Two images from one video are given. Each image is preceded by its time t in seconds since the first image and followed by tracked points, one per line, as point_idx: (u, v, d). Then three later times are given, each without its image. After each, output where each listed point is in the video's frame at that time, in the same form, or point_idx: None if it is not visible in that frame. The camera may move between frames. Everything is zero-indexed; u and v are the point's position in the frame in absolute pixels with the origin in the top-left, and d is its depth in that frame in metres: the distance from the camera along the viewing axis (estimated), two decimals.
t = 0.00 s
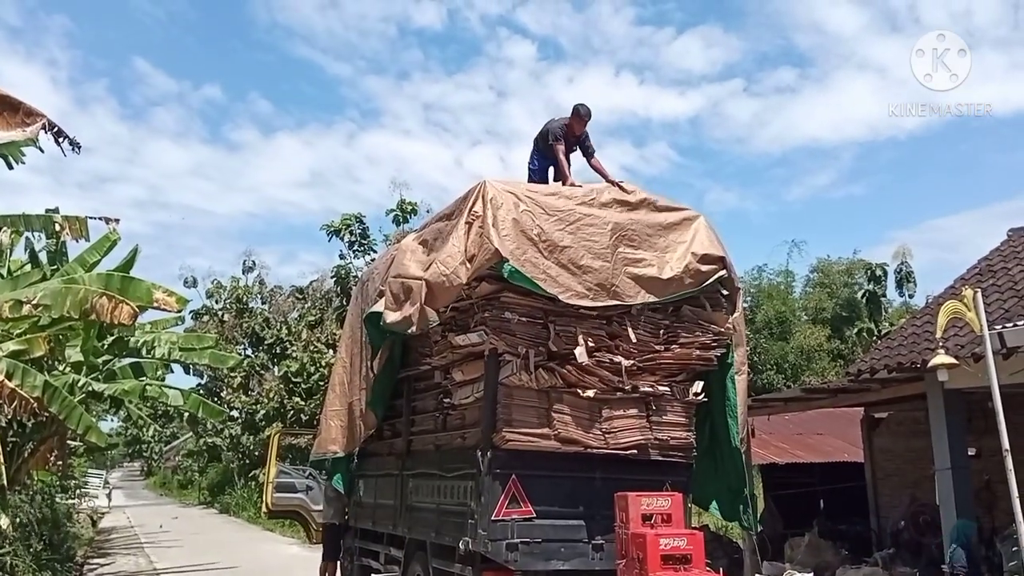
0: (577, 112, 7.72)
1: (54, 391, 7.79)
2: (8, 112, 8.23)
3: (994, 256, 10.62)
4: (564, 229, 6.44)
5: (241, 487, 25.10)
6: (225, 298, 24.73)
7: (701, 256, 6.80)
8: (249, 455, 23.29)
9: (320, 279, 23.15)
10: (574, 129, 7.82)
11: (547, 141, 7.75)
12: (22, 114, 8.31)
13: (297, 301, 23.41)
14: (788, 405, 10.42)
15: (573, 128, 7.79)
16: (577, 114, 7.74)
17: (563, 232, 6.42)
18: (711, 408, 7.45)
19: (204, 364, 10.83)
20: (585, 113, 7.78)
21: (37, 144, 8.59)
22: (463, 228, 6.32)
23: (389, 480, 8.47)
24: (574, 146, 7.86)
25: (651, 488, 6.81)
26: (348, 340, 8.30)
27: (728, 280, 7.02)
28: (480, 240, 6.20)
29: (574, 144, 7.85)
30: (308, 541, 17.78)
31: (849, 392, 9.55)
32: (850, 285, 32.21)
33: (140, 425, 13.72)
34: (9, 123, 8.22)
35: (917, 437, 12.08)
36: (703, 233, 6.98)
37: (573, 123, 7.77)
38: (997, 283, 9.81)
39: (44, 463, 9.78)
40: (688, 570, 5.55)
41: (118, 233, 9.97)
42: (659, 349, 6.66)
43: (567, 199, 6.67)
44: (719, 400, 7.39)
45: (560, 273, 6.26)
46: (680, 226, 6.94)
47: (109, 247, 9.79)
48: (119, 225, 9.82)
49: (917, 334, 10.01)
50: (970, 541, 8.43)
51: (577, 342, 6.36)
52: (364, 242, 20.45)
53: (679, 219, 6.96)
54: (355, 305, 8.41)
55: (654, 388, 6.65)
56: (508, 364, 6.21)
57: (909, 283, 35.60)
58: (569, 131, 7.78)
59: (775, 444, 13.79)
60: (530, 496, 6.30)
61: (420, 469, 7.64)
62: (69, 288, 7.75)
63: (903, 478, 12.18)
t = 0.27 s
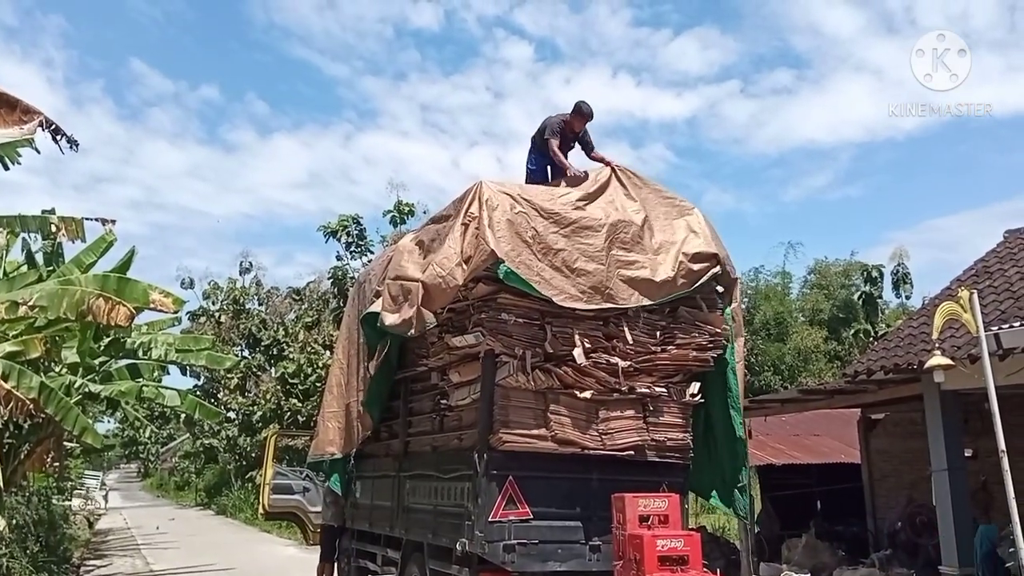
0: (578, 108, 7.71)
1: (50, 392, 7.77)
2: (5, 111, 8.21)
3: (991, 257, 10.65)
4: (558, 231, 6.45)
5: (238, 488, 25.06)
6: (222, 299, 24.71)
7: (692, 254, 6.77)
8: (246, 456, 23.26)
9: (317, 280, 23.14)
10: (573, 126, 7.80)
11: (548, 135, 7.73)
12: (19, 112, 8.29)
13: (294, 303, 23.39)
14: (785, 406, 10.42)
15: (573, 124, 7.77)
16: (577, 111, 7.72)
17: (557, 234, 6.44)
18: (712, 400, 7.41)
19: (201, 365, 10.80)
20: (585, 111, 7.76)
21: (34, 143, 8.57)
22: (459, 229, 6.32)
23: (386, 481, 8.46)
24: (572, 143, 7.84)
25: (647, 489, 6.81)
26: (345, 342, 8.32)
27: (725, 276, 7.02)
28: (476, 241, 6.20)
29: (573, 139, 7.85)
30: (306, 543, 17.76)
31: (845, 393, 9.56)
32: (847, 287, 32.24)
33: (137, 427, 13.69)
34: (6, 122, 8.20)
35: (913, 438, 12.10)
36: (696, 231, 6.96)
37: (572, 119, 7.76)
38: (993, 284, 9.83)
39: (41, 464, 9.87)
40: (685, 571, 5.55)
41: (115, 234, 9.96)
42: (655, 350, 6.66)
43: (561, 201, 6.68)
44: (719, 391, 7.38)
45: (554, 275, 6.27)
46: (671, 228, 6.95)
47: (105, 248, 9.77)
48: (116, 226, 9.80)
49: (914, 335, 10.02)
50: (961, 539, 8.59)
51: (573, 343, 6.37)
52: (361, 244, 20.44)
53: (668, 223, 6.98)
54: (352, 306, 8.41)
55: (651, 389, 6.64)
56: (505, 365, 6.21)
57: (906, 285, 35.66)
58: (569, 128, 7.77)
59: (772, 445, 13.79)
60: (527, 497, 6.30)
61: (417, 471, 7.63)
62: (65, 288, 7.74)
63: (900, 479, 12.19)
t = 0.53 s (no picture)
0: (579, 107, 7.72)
1: (49, 393, 7.77)
2: (3, 111, 8.20)
3: (989, 257, 10.66)
4: (556, 232, 6.45)
5: (237, 489, 25.04)
6: (221, 300, 24.69)
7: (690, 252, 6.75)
8: (245, 457, 23.24)
9: (316, 281, 23.15)
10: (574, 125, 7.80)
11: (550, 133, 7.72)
12: (17, 112, 8.28)
13: (293, 303, 23.39)
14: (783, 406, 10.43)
15: (574, 123, 7.77)
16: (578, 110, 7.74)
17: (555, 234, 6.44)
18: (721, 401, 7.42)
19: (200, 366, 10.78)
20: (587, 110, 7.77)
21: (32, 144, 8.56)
22: (459, 231, 6.32)
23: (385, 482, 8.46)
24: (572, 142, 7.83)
25: (646, 489, 6.81)
26: (343, 343, 8.32)
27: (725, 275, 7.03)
28: (475, 243, 6.19)
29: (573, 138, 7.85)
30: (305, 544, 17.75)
31: (844, 393, 9.56)
32: (846, 287, 32.26)
33: (135, 428, 13.68)
34: (4, 122, 8.19)
35: (912, 438, 12.11)
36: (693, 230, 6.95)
37: (574, 118, 7.77)
38: (992, 284, 9.84)
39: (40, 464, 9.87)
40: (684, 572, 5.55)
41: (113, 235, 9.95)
42: (654, 350, 6.67)
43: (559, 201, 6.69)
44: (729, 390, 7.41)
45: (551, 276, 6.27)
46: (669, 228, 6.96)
47: (104, 248, 9.77)
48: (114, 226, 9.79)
49: (912, 335, 10.04)
50: (960, 540, 8.56)
51: (572, 343, 6.37)
52: (360, 244, 20.44)
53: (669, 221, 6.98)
54: (350, 307, 8.41)
55: (650, 390, 6.64)
56: (504, 366, 6.22)
57: (904, 285, 35.69)
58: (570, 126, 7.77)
59: (771, 445, 13.80)
60: (526, 498, 6.30)
61: (416, 471, 7.63)
62: (64, 289, 7.74)
63: (899, 479, 12.20)
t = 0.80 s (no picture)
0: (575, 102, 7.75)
1: (47, 394, 7.76)
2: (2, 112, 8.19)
3: (987, 259, 10.67)
4: (558, 228, 6.46)
5: (235, 490, 25.01)
6: (219, 300, 24.68)
7: (682, 244, 6.77)
8: (243, 458, 23.22)
9: (314, 282, 23.16)
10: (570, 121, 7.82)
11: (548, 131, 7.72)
12: (16, 114, 8.27)
13: (291, 304, 23.38)
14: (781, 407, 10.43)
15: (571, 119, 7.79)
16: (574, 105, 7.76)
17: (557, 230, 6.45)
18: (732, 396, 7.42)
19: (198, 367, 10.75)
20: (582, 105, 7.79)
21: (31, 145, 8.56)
22: (460, 234, 6.31)
23: (383, 483, 8.45)
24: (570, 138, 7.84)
25: (644, 490, 6.80)
26: (341, 343, 8.28)
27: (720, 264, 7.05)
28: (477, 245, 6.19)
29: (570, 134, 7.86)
30: (302, 545, 17.72)
31: (842, 394, 9.57)
32: (844, 289, 32.27)
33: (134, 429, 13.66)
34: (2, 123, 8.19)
35: (910, 439, 12.11)
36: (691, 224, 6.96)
37: (570, 114, 7.79)
38: (990, 286, 9.86)
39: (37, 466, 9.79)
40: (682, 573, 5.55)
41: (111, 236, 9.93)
42: (653, 352, 6.66)
43: (559, 200, 6.72)
44: (739, 385, 7.43)
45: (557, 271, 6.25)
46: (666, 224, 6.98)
47: (102, 249, 9.75)
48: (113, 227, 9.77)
49: (911, 336, 10.05)
50: (959, 542, 8.55)
51: (571, 344, 6.36)
52: (358, 245, 20.43)
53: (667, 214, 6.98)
54: (349, 307, 8.40)
55: (648, 391, 6.64)
56: (503, 367, 6.21)
57: (902, 287, 35.72)
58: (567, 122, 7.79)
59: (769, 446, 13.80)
60: (524, 499, 6.30)
61: (414, 472, 7.62)
62: (62, 290, 7.73)
63: (897, 480, 12.20)
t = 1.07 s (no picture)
0: (581, 105, 7.73)
1: (47, 397, 7.76)
2: (2, 116, 8.20)
3: (987, 262, 10.67)
4: (555, 231, 6.47)
5: (235, 493, 25.01)
6: (219, 303, 24.69)
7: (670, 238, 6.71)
8: (243, 461, 23.21)
9: (315, 285, 23.16)
10: (576, 124, 7.80)
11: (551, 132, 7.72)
12: (16, 117, 8.28)
13: (291, 307, 23.38)
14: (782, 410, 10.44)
15: (576, 122, 7.78)
16: (580, 108, 7.74)
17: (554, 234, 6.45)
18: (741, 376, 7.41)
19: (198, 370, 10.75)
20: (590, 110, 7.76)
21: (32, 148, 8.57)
22: (460, 239, 6.31)
23: (383, 486, 8.45)
24: (573, 141, 7.83)
25: (644, 493, 6.80)
26: (340, 346, 8.30)
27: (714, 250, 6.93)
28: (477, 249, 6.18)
29: (574, 137, 7.84)
30: (302, 548, 17.72)
31: (842, 397, 9.58)
32: (844, 292, 32.26)
33: (134, 432, 13.67)
34: (3, 126, 8.20)
35: (911, 442, 12.11)
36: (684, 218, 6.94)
37: (576, 117, 7.78)
38: (990, 289, 9.86)
39: (37, 468, 9.82)
40: None
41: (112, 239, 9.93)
42: (653, 355, 6.65)
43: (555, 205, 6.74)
44: (747, 364, 7.44)
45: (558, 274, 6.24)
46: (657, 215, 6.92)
47: (103, 252, 9.76)
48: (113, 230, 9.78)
49: (911, 340, 10.05)
50: (959, 545, 8.53)
51: (572, 347, 6.36)
52: (358, 248, 20.43)
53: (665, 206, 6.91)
54: (349, 311, 8.40)
55: (648, 394, 6.64)
56: (502, 371, 6.22)
57: (902, 290, 35.71)
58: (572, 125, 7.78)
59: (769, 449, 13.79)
60: (524, 502, 6.30)
61: (414, 475, 7.61)
62: (63, 293, 7.74)
63: (897, 484, 12.20)
